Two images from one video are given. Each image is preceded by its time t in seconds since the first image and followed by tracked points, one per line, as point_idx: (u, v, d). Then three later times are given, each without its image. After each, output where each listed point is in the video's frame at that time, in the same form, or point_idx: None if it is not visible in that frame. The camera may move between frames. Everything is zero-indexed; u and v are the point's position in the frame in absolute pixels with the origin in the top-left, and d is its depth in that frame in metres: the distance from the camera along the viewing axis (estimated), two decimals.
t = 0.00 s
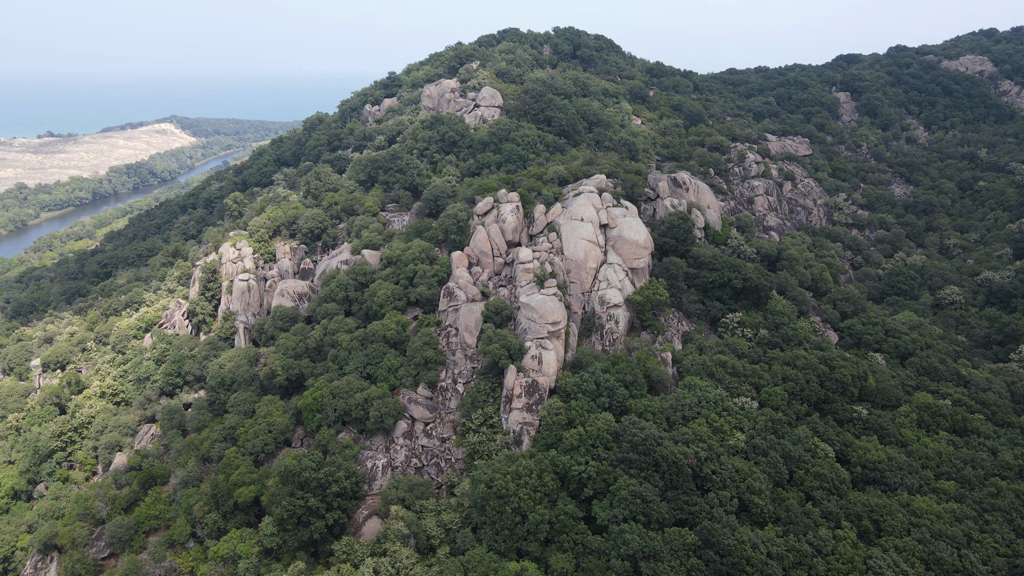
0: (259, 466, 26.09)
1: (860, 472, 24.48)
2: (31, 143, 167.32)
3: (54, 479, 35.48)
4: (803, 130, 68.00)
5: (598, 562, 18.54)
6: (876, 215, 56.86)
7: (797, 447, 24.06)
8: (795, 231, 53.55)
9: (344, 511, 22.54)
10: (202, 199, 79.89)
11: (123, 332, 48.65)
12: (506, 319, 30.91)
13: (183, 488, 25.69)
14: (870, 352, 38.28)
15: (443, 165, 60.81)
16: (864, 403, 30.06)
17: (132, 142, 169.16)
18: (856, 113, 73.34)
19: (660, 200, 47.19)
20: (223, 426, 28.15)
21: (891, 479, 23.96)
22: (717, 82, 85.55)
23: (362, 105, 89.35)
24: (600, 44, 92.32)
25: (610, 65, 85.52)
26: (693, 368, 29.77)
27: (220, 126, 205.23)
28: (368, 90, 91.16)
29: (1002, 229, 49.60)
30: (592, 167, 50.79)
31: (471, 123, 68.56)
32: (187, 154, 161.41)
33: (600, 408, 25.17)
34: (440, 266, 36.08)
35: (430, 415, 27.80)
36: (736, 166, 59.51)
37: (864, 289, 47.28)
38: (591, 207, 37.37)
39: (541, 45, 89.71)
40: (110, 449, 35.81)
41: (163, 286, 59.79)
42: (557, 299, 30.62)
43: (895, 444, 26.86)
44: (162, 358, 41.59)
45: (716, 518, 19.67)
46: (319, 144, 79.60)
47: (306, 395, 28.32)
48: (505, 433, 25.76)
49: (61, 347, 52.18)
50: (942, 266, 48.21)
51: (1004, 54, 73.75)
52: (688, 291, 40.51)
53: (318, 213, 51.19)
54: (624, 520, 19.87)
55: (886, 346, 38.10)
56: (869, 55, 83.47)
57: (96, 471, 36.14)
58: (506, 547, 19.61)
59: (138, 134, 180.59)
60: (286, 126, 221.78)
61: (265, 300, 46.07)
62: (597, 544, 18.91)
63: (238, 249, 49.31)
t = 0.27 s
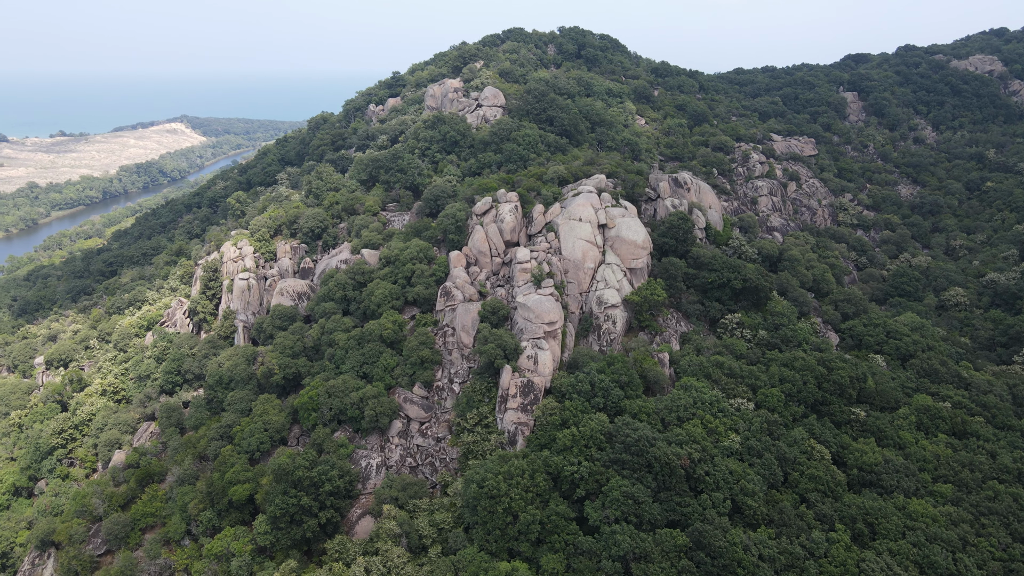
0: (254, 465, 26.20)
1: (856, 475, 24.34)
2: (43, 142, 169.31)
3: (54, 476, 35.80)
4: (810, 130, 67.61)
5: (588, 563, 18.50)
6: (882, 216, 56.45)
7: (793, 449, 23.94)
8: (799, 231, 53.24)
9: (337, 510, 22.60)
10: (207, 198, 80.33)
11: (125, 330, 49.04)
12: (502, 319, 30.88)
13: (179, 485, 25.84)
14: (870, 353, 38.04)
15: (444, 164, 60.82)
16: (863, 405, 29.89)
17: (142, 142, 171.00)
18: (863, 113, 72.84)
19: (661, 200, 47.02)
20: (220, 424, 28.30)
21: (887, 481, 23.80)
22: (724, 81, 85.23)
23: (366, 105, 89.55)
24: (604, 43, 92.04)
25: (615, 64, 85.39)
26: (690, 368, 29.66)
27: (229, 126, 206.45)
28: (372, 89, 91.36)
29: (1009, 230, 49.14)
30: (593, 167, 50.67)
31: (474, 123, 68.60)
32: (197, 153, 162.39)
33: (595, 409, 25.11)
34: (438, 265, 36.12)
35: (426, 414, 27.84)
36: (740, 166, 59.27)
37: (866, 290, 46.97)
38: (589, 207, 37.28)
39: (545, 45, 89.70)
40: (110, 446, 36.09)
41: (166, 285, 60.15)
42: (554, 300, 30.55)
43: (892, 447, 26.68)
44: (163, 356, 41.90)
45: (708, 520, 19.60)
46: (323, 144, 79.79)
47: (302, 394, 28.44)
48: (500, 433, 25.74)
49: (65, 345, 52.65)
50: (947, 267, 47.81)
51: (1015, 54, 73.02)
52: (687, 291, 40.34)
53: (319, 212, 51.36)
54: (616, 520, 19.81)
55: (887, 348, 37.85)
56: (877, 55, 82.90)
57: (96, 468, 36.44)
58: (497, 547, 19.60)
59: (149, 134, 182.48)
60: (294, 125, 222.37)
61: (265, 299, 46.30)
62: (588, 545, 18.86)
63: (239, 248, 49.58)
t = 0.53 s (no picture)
0: (250, 463, 26.29)
1: (852, 477, 24.20)
2: (54, 141, 171.22)
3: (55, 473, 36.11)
4: (816, 130, 67.25)
5: (579, 564, 18.45)
6: (887, 216, 56.07)
7: (788, 451, 23.81)
8: (803, 232, 52.92)
9: (330, 509, 22.65)
10: (212, 197, 80.78)
11: (126, 328, 49.41)
12: (499, 319, 30.85)
13: (175, 483, 25.96)
14: (871, 355, 37.79)
15: (445, 164, 60.80)
16: (861, 407, 29.72)
17: (152, 142, 172.81)
18: (870, 114, 72.24)
19: (662, 201, 46.84)
20: (217, 422, 28.42)
21: (884, 484, 23.64)
22: (730, 81, 84.92)
23: (371, 104, 89.75)
24: (609, 43, 91.78)
25: (620, 64, 85.26)
26: (686, 369, 29.56)
27: (239, 126, 207.68)
28: (377, 89, 91.49)
29: (1017, 232, 48.69)
30: (593, 167, 50.51)
31: (476, 122, 68.70)
32: (207, 152, 163.47)
33: (589, 409, 25.06)
34: (436, 265, 36.17)
35: (421, 414, 27.87)
36: (744, 166, 59.00)
37: (869, 291, 46.65)
38: (588, 207, 37.20)
39: (550, 44, 89.55)
40: (109, 444, 36.36)
41: (169, 283, 60.51)
42: (551, 300, 30.52)
43: (890, 449, 26.51)
44: (163, 354, 42.22)
45: (700, 521, 19.53)
46: (327, 143, 80.02)
47: (298, 393, 28.54)
48: (495, 432, 25.74)
49: (68, 343, 53.11)
50: (953, 268, 47.40)
51: None
52: (686, 292, 40.18)
53: (320, 211, 51.52)
54: (607, 522, 19.75)
55: (887, 350, 37.61)
56: (886, 54, 82.37)
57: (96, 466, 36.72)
58: (489, 548, 19.59)
59: (158, 134, 184.08)
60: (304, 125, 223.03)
61: (265, 298, 46.52)
62: (579, 545, 18.80)
63: (240, 247, 49.83)
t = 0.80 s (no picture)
0: (245, 461, 26.40)
1: (847, 479, 24.06)
2: (65, 141, 173.00)
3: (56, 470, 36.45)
4: (822, 130, 66.88)
5: (569, 564, 18.42)
6: (893, 217, 55.70)
7: (783, 453, 23.69)
8: (807, 232, 52.68)
9: (324, 508, 22.72)
10: (217, 197, 81.25)
11: (129, 327, 49.90)
12: (495, 319, 30.84)
13: (171, 481, 26.13)
14: (872, 356, 37.54)
15: (446, 164, 60.78)
16: (860, 409, 29.55)
17: (162, 142, 174.47)
18: (877, 114, 71.87)
19: (663, 201, 46.76)
20: (214, 421, 28.58)
21: (880, 487, 23.47)
22: (737, 81, 84.57)
23: (375, 104, 89.89)
24: (614, 43, 91.39)
25: (625, 64, 85.04)
26: (683, 371, 29.46)
27: (249, 126, 208.67)
28: (381, 89, 91.61)
29: None
30: (594, 167, 50.36)
31: (478, 122, 68.73)
32: (216, 152, 164.35)
33: (583, 410, 25.03)
34: (434, 265, 36.22)
35: (417, 413, 27.90)
36: (748, 166, 58.73)
37: (871, 293, 46.35)
38: (587, 207, 37.15)
39: (555, 44, 89.43)
40: (109, 441, 36.66)
41: (172, 282, 60.91)
42: (547, 300, 30.51)
43: (887, 451, 26.36)
44: (164, 353, 42.57)
45: (692, 523, 19.47)
46: (330, 143, 80.26)
47: (294, 392, 28.66)
48: (490, 432, 25.74)
49: (72, 341, 53.64)
50: (958, 269, 47.01)
51: None
52: (685, 293, 40.05)
53: (320, 211, 51.67)
54: (599, 523, 19.69)
55: (888, 351, 37.36)
56: (895, 54, 81.81)
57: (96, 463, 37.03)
58: (480, 548, 19.56)
59: (167, 134, 185.69)
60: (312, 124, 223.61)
61: (265, 297, 46.75)
62: (570, 546, 18.76)
63: (240, 246, 50.05)
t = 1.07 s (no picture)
0: (241, 460, 26.51)
1: (843, 482, 23.92)
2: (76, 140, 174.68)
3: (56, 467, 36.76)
4: (828, 131, 66.51)
5: (560, 565, 18.38)
6: (899, 218, 55.33)
7: (777, 455, 23.58)
8: (811, 233, 52.41)
9: (317, 506, 22.77)
10: (221, 196, 81.68)
11: (131, 325, 50.26)
12: (492, 319, 30.82)
13: (167, 479, 26.28)
14: (873, 358, 37.28)
15: (448, 163, 60.75)
16: (857, 411, 29.38)
17: (173, 142, 176.20)
18: (885, 114, 71.36)
19: (663, 202, 46.67)
20: (211, 419, 28.72)
21: (876, 490, 23.32)
22: (743, 81, 84.21)
23: (379, 104, 90.00)
24: (618, 42, 90.88)
25: (630, 64, 84.80)
26: (680, 372, 29.35)
27: (258, 126, 209.70)
28: (385, 89, 91.73)
29: None
30: (595, 167, 50.22)
31: (480, 122, 68.75)
32: (225, 152, 165.26)
33: (578, 411, 24.97)
34: (432, 265, 36.25)
35: (412, 413, 27.92)
36: (752, 167, 58.48)
37: (874, 294, 46.03)
38: (585, 207, 37.08)
39: (559, 44, 89.26)
40: (109, 439, 36.93)
41: (174, 281, 61.27)
42: (544, 300, 30.47)
43: (884, 454, 26.17)
44: (165, 351, 42.86)
45: (684, 525, 19.41)
46: (334, 143, 80.45)
47: (290, 391, 28.77)
48: (484, 432, 25.74)
49: (75, 339, 54.07)
50: (963, 271, 46.62)
51: None
52: (684, 293, 39.89)
53: (321, 210, 51.80)
54: (590, 523, 19.65)
55: (889, 353, 37.10)
56: (904, 54, 81.26)
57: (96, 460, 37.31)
58: (471, 547, 19.56)
59: (178, 134, 187.30)
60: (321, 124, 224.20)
61: (265, 296, 46.92)
62: (561, 547, 18.72)
63: (241, 245, 50.26)
